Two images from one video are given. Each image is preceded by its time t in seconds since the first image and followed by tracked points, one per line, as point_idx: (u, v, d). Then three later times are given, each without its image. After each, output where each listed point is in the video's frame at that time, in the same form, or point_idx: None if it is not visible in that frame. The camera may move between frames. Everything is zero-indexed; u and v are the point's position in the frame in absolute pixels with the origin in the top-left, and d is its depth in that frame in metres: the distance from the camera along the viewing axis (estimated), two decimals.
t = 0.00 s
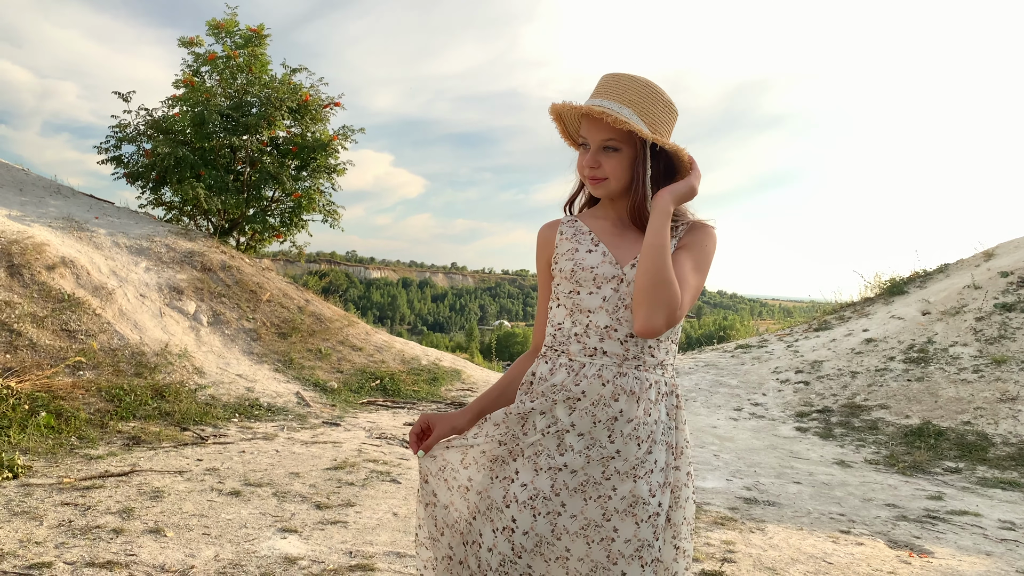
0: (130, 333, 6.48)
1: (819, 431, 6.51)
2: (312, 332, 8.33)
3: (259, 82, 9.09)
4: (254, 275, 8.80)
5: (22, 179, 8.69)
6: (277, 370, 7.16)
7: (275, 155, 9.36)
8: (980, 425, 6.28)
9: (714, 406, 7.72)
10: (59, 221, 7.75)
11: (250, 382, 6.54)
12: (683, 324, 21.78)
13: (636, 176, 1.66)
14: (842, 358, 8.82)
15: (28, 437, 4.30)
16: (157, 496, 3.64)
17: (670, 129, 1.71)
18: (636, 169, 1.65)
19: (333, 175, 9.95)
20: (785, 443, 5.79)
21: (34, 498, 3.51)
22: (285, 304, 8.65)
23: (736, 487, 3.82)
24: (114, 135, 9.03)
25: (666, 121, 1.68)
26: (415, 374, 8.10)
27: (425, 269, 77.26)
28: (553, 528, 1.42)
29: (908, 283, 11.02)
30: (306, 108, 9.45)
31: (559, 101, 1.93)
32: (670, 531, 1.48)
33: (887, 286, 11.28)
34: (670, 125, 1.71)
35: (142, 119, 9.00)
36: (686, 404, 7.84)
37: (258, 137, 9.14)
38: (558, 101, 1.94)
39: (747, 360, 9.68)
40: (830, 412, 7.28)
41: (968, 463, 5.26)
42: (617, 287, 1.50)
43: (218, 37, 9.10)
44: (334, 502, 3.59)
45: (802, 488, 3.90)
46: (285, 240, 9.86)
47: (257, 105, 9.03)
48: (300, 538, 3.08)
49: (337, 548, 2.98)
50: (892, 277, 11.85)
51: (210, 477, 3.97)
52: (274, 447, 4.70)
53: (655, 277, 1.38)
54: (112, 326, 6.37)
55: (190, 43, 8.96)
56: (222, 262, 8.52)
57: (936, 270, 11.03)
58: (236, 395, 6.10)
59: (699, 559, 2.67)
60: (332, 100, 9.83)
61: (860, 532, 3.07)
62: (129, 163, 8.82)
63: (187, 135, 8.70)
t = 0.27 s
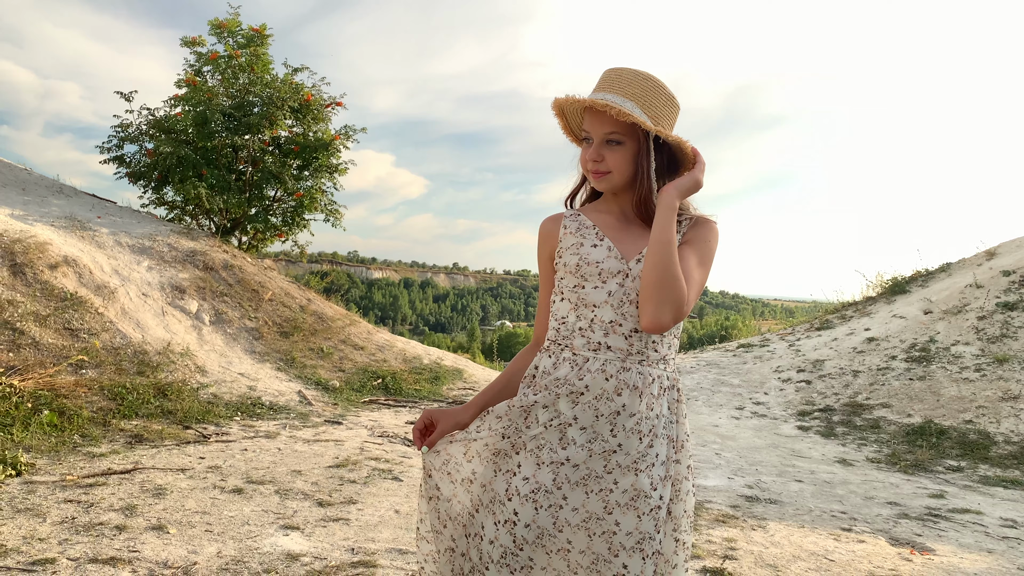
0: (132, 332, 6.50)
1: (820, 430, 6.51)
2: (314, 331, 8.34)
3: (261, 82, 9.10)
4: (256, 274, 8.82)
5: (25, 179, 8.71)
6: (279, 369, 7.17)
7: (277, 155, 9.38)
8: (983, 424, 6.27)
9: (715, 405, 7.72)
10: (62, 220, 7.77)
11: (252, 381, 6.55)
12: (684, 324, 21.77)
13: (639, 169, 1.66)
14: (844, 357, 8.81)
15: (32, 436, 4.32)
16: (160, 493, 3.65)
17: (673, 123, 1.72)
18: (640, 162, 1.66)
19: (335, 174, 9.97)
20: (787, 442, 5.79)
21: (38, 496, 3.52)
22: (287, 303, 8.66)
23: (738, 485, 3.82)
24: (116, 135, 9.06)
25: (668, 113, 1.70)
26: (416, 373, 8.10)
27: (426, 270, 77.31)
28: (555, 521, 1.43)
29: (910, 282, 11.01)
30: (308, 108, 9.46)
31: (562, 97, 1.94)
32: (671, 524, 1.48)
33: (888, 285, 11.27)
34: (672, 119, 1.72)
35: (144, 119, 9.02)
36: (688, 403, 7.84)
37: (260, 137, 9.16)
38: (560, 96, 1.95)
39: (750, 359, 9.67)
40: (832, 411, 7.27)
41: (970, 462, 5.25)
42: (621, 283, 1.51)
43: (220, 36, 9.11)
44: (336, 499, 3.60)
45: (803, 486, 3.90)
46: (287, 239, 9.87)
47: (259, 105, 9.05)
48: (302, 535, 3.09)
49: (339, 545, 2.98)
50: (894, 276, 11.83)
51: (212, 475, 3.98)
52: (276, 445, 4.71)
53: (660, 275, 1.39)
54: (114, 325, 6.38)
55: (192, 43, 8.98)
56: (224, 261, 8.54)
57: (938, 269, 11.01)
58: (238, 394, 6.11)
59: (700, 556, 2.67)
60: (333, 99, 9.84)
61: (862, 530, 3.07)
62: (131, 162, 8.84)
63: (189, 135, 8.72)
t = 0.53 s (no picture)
0: (136, 331, 6.53)
1: (823, 429, 6.51)
2: (317, 330, 8.36)
3: (264, 82, 9.13)
4: (260, 273, 8.85)
5: (30, 179, 8.76)
6: (283, 369, 7.20)
7: (280, 154, 9.41)
8: (985, 424, 6.27)
9: (718, 404, 7.73)
10: (66, 220, 7.80)
11: (256, 380, 6.57)
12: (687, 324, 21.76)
13: (644, 167, 1.67)
14: (846, 357, 8.81)
15: (37, 434, 4.35)
16: (165, 491, 3.67)
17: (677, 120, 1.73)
18: (645, 160, 1.67)
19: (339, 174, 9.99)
20: (790, 442, 5.80)
21: (43, 494, 3.55)
22: (291, 302, 8.69)
23: (740, 485, 3.83)
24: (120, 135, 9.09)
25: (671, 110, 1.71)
26: (419, 373, 8.12)
27: (429, 270, 77.39)
28: (559, 515, 1.45)
29: (913, 282, 11.00)
30: (311, 108, 9.49)
31: (566, 98, 1.95)
32: (673, 520, 1.50)
33: (891, 285, 11.26)
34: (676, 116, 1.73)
35: (148, 119, 9.06)
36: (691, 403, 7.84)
37: (264, 137, 9.19)
38: (563, 97, 1.97)
39: (752, 359, 9.68)
40: (835, 411, 7.27)
41: (973, 462, 5.25)
42: (629, 281, 1.52)
43: (224, 37, 9.14)
44: (340, 498, 3.62)
45: (806, 485, 3.91)
46: (290, 239, 9.90)
47: (263, 105, 9.08)
48: (306, 533, 3.11)
49: (343, 543, 3.00)
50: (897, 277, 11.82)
51: (217, 474, 4.00)
52: (280, 444, 4.73)
53: (668, 274, 1.40)
54: (118, 324, 6.41)
55: (196, 43, 9.01)
56: (228, 261, 8.57)
57: (941, 269, 11.00)
58: (242, 393, 6.13)
59: (703, 555, 2.69)
60: (336, 99, 9.86)
61: (864, 528, 3.08)
62: (135, 162, 8.88)
63: (192, 135, 8.75)
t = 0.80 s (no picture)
0: (141, 332, 6.56)
1: (825, 430, 6.52)
2: (321, 331, 8.38)
3: (268, 83, 9.16)
4: (264, 274, 8.88)
5: (34, 180, 8.80)
6: (287, 369, 7.22)
7: (284, 156, 9.44)
8: (987, 425, 6.27)
9: (720, 405, 7.73)
10: (70, 221, 7.84)
11: (260, 380, 6.60)
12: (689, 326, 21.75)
13: (651, 165, 1.68)
14: (849, 358, 8.81)
15: (43, 434, 4.38)
16: (170, 491, 3.69)
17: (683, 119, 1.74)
18: (650, 158, 1.69)
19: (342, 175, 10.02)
20: (792, 443, 5.81)
21: (50, 493, 3.57)
22: (294, 303, 8.72)
23: (743, 485, 3.84)
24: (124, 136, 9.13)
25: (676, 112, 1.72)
26: (422, 374, 8.15)
27: (431, 270, 77.49)
28: (566, 516, 1.46)
29: (915, 283, 11.00)
30: (315, 109, 9.52)
31: (570, 103, 1.98)
32: (677, 522, 1.51)
33: (894, 286, 11.25)
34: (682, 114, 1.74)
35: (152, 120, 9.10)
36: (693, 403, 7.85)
37: (268, 138, 9.22)
38: (568, 103, 2.00)
39: (755, 360, 9.69)
40: (837, 412, 7.28)
41: (975, 463, 5.25)
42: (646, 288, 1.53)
43: (227, 38, 9.18)
44: (345, 498, 3.64)
45: (808, 486, 3.92)
46: (293, 240, 9.93)
47: (266, 106, 9.11)
48: (311, 533, 3.13)
49: (348, 543, 3.02)
50: (899, 278, 11.82)
51: (222, 474, 4.02)
52: (285, 444, 4.75)
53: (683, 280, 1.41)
54: (123, 325, 6.44)
55: (199, 44, 9.04)
56: (232, 262, 8.60)
57: (943, 270, 11.00)
58: (246, 394, 6.16)
59: (706, 555, 2.70)
60: (340, 100, 9.89)
61: (867, 529, 3.09)
62: (139, 163, 8.91)
63: (196, 136, 8.78)
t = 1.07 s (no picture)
0: (146, 334, 6.59)
1: (829, 432, 6.53)
2: (325, 333, 8.41)
3: (272, 87, 9.20)
4: (268, 277, 8.92)
5: (40, 183, 8.84)
6: (291, 371, 7.25)
7: (288, 158, 9.49)
8: (991, 427, 6.27)
9: (724, 407, 7.74)
10: (76, 223, 7.89)
11: (265, 382, 6.63)
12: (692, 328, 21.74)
13: (663, 166, 1.71)
14: (852, 360, 8.81)
15: (50, 436, 4.41)
16: (178, 493, 3.72)
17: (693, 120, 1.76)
18: (662, 159, 1.71)
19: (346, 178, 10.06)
20: (796, 444, 5.81)
21: (59, 494, 3.61)
22: (298, 305, 8.75)
23: (747, 487, 3.85)
24: (129, 139, 9.18)
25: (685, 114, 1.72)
26: (426, 376, 8.17)
27: (433, 272, 77.55)
28: (580, 523, 1.49)
29: (919, 285, 10.99)
30: (319, 112, 9.56)
31: (580, 109, 2.02)
32: (684, 523, 1.54)
33: (897, 288, 11.25)
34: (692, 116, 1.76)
35: (157, 123, 9.15)
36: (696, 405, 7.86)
37: (272, 141, 9.27)
38: (578, 109, 2.04)
39: (758, 362, 9.69)
40: (840, 414, 7.28)
41: (979, 465, 5.26)
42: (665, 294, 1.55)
43: (232, 41, 9.23)
44: (350, 499, 3.66)
45: (812, 488, 3.93)
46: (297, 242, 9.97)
47: (270, 109, 9.15)
48: (318, 534, 3.15)
49: (354, 544, 3.04)
50: (903, 280, 11.81)
51: (228, 475, 4.05)
52: (290, 446, 4.78)
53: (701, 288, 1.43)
54: (128, 327, 6.48)
55: (204, 47, 9.09)
56: (237, 264, 8.64)
57: (947, 272, 11.00)
58: (251, 396, 6.18)
59: (710, 557, 2.72)
60: (344, 103, 9.93)
61: (870, 531, 3.10)
62: (144, 166, 8.96)
63: (201, 139, 8.82)
